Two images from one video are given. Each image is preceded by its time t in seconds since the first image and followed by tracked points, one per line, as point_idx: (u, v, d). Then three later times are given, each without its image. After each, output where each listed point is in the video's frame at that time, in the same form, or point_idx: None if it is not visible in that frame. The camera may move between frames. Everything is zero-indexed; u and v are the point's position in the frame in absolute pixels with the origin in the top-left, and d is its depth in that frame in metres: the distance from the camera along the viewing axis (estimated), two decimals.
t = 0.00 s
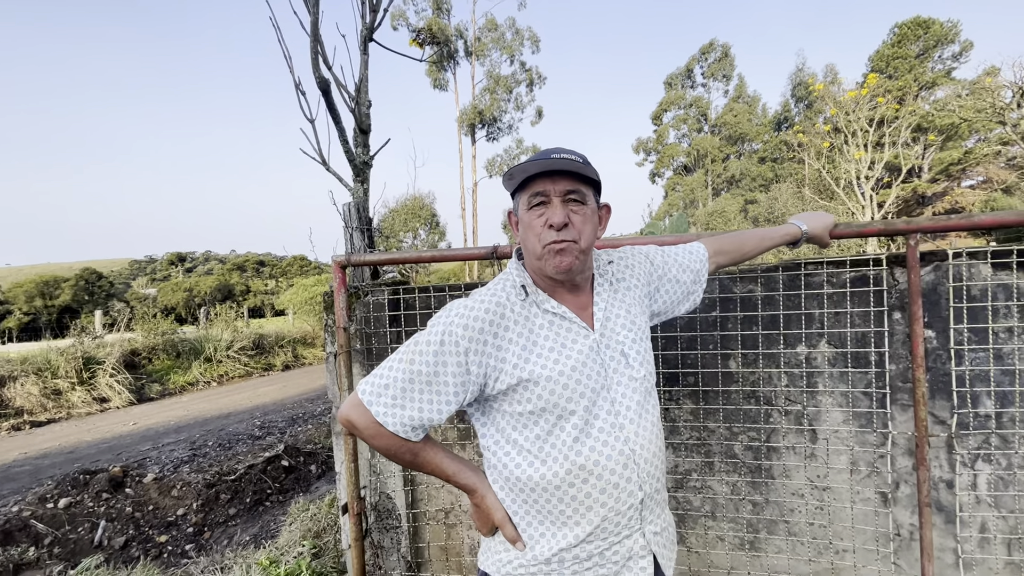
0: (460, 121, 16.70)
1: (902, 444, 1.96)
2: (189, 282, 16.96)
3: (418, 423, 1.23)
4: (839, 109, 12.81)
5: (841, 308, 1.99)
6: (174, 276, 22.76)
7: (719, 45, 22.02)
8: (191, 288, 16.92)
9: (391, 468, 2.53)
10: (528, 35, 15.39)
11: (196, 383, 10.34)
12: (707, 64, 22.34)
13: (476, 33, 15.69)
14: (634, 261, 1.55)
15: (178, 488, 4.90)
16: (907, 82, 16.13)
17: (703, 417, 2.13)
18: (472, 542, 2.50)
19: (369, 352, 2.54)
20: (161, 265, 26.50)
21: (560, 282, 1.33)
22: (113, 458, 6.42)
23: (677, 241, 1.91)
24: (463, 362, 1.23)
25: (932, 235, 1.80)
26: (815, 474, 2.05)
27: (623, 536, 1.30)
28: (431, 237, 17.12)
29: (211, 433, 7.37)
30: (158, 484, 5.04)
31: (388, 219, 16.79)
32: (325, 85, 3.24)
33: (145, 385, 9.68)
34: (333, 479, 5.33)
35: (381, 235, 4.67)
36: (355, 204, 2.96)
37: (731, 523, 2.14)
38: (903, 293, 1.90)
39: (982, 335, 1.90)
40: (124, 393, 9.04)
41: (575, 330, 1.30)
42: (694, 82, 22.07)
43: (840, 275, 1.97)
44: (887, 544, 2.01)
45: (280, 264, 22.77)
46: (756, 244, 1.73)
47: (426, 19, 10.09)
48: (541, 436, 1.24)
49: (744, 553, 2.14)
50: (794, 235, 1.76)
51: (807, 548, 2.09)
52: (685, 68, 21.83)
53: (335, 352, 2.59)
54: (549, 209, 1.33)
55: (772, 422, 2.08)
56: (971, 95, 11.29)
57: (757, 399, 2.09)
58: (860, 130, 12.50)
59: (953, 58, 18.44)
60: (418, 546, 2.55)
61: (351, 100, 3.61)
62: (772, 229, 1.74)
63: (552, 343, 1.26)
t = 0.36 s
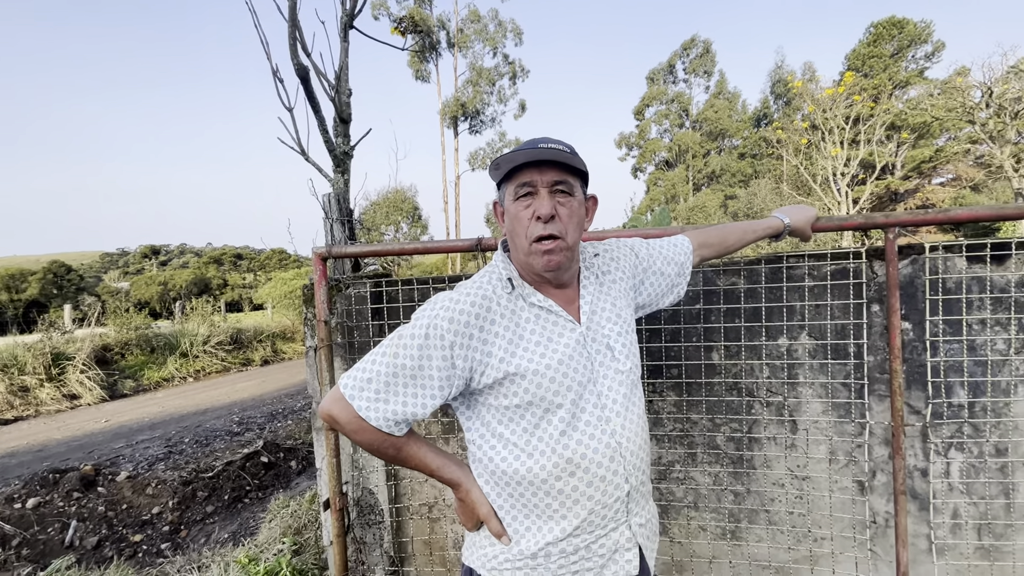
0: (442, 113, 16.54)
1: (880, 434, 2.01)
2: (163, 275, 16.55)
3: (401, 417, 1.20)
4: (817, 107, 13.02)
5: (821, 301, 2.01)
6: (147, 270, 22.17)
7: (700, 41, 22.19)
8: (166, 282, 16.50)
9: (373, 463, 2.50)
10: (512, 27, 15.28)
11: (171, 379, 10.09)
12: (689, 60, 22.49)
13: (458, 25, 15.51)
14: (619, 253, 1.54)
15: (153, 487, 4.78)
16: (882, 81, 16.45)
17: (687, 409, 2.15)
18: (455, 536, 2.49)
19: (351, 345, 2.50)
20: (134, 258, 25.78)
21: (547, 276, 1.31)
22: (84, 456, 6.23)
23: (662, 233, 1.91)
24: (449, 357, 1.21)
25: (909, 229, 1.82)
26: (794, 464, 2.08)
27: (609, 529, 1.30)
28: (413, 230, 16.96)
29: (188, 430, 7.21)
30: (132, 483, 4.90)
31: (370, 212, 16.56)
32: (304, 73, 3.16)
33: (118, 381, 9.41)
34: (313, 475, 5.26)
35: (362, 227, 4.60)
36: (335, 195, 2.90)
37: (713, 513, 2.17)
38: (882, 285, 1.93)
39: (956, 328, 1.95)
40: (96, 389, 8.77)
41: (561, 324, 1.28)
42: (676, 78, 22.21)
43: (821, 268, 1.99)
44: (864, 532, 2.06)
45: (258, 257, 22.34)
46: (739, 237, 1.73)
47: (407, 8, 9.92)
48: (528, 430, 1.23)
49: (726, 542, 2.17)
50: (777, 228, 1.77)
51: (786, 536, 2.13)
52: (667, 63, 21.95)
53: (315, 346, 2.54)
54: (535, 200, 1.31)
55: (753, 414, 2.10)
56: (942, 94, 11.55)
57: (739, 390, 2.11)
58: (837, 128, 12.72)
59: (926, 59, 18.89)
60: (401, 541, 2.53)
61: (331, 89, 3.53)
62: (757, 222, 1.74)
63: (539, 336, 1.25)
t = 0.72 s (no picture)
0: (430, 108, 16.41)
1: (864, 426, 2.03)
2: (145, 272, 16.26)
3: (391, 415, 1.19)
4: (801, 103, 13.13)
5: (808, 295, 2.03)
6: (129, 266, 21.76)
7: (687, 37, 22.27)
8: (148, 279, 16.21)
9: (362, 461, 2.48)
10: (499, 22, 15.19)
11: (154, 377, 9.92)
12: (676, 56, 22.56)
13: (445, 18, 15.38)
14: (608, 249, 1.54)
15: (137, 487, 4.70)
16: (865, 78, 16.65)
17: (676, 403, 2.16)
18: (445, 533, 2.48)
19: (338, 343, 2.47)
20: (115, 254, 25.28)
21: (539, 271, 1.31)
22: (65, 456, 6.11)
23: (651, 229, 1.91)
24: (439, 353, 1.19)
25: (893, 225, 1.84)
26: (781, 457, 2.11)
27: (600, 524, 1.30)
28: (400, 226, 16.84)
29: (171, 428, 7.10)
30: (115, 483, 4.82)
31: (357, 207, 16.40)
32: (289, 65, 3.11)
33: (99, 380, 9.24)
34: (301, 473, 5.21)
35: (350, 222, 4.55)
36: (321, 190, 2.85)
37: (702, 507, 2.18)
38: (868, 279, 1.95)
39: (939, 322, 1.98)
40: (76, 388, 8.61)
41: (553, 319, 1.28)
42: (663, 74, 22.28)
43: (808, 263, 2.01)
44: (849, 523, 2.09)
45: (243, 254, 22.04)
46: (727, 233, 1.74)
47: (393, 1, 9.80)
48: (519, 426, 1.22)
49: (714, 535, 2.19)
50: (764, 223, 1.78)
51: (773, 528, 2.15)
52: (654, 59, 22.00)
53: (301, 343, 2.51)
54: (527, 195, 1.29)
55: (741, 408, 2.12)
56: (923, 92, 11.72)
57: (727, 385, 2.13)
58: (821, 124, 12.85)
59: (908, 57, 19.16)
60: (390, 539, 2.52)
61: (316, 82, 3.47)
62: (744, 217, 1.75)
63: (530, 332, 1.24)
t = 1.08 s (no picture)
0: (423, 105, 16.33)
1: (857, 421, 2.06)
2: (136, 271, 16.11)
3: (386, 413, 1.18)
4: (793, 100, 13.16)
5: (802, 292, 2.04)
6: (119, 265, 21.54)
7: (680, 34, 22.29)
8: (139, 277, 16.07)
9: (356, 460, 2.48)
10: (493, 18, 15.13)
11: (145, 376, 9.83)
12: (669, 53, 22.57)
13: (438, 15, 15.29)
14: (604, 246, 1.54)
15: (129, 487, 4.65)
16: (856, 76, 16.75)
17: (671, 400, 2.16)
18: (441, 532, 2.48)
19: (332, 341, 2.45)
20: (104, 252, 25.02)
21: (535, 269, 1.30)
22: (55, 457, 6.04)
23: (646, 226, 1.91)
24: (434, 352, 1.18)
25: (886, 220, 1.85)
26: (776, 453, 2.12)
27: (595, 521, 1.30)
28: (394, 224, 16.77)
29: (164, 428, 7.04)
30: (107, 483, 4.77)
31: (350, 204, 16.31)
32: (280, 61, 3.07)
33: (89, 380, 9.15)
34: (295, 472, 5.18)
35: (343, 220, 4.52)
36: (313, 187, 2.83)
37: (697, 503, 2.19)
38: (861, 276, 1.96)
39: (931, 318, 1.99)
40: (66, 388, 8.53)
41: (548, 316, 1.27)
42: (656, 71, 22.30)
43: (801, 259, 2.02)
44: (842, 517, 2.11)
45: (234, 252, 21.87)
46: (721, 230, 1.74)
47: None
48: (514, 424, 1.22)
49: (709, 531, 2.20)
50: (759, 220, 1.78)
51: (768, 524, 2.17)
52: (647, 56, 22.01)
53: (295, 341, 2.49)
54: (523, 194, 1.29)
55: (736, 404, 2.13)
56: (913, 89, 11.80)
57: (722, 381, 2.14)
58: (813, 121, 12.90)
59: (898, 54, 19.28)
60: (385, 538, 2.51)
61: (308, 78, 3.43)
62: (738, 214, 1.75)
63: (525, 329, 1.23)
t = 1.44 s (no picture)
0: (418, 103, 16.28)
1: (854, 418, 2.07)
2: (130, 269, 16.02)
3: (385, 411, 1.18)
4: (789, 98, 13.19)
5: (799, 289, 2.04)
6: (114, 263, 21.41)
7: (676, 32, 22.29)
8: (133, 276, 15.98)
9: (354, 459, 2.47)
10: (489, 16, 15.09)
11: (140, 376, 9.78)
12: (665, 50, 22.58)
13: (434, 12, 15.23)
14: (603, 243, 1.53)
15: (124, 487, 4.63)
16: (851, 74, 16.81)
17: (669, 397, 2.17)
18: (439, 530, 2.48)
19: (329, 339, 2.45)
20: (98, 251, 24.86)
21: (535, 267, 1.30)
22: (49, 457, 6.01)
23: (644, 223, 1.91)
24: (435, 348, 1.18)
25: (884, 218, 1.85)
26: (773, 449, 2.13)
27: (595, 516, 1.30)
28: (390, 222, 16.72)
29: (159, 428, 7.01)
30: (102, 483, 4.75)
31: (345, 202, 16.25)
32: (276, 58, 3.06)
33: (83, 379, 9.09)
34: (292, 471, 5.17)
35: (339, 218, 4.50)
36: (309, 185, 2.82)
37: (695, 499, 2.20)
38: (857, 273, 1.97)
39: (927, 315, 2.01)
40: (60, 388, 8.47)
41: (548, 312, 1.27)
42: (652, 68, 22.30)
43: (799, 256, 2.03)
44: (839, 513, 2.12)
45: (229, 250, 21.77)
46: (720, 227, 1.74)
47: None
48: (514, 420, 1.22)
49: (707, 527, 2.21)
50: (757, 218, 1.78)
51: (765, 520, 2.18)
52: (643, 54, 22.00)
53: (292, 340, 2.48)
54: (524, 192, 1.28)
55: (733, 401, 2.14)
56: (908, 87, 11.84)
57: (719, 378, 2.14)
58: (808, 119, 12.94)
59: (893, 52, 19.35)
60: (383, 536, 2.51)
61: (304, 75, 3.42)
62: (737, 211, 1.75)
63: (525, 325, 1.23)
